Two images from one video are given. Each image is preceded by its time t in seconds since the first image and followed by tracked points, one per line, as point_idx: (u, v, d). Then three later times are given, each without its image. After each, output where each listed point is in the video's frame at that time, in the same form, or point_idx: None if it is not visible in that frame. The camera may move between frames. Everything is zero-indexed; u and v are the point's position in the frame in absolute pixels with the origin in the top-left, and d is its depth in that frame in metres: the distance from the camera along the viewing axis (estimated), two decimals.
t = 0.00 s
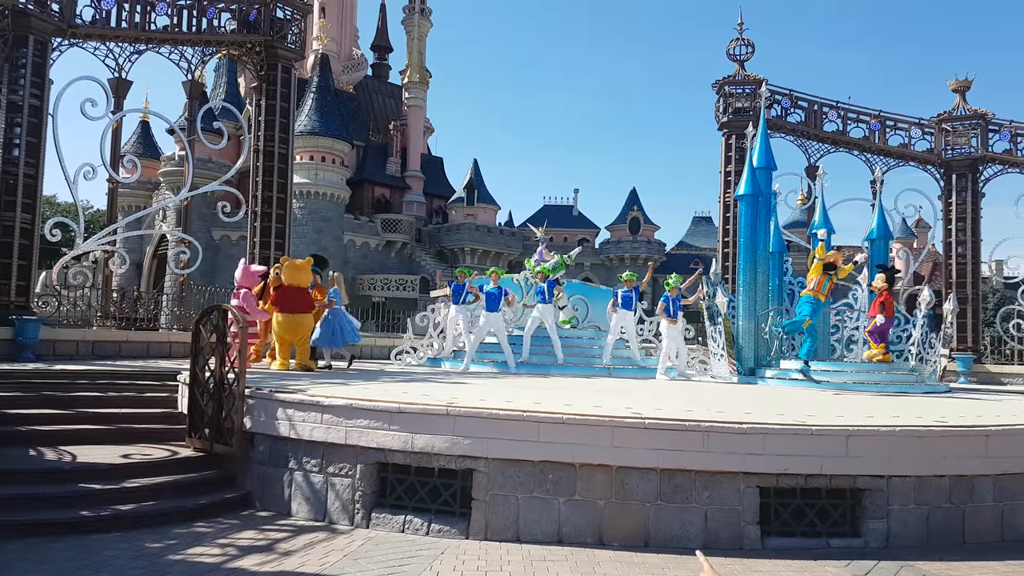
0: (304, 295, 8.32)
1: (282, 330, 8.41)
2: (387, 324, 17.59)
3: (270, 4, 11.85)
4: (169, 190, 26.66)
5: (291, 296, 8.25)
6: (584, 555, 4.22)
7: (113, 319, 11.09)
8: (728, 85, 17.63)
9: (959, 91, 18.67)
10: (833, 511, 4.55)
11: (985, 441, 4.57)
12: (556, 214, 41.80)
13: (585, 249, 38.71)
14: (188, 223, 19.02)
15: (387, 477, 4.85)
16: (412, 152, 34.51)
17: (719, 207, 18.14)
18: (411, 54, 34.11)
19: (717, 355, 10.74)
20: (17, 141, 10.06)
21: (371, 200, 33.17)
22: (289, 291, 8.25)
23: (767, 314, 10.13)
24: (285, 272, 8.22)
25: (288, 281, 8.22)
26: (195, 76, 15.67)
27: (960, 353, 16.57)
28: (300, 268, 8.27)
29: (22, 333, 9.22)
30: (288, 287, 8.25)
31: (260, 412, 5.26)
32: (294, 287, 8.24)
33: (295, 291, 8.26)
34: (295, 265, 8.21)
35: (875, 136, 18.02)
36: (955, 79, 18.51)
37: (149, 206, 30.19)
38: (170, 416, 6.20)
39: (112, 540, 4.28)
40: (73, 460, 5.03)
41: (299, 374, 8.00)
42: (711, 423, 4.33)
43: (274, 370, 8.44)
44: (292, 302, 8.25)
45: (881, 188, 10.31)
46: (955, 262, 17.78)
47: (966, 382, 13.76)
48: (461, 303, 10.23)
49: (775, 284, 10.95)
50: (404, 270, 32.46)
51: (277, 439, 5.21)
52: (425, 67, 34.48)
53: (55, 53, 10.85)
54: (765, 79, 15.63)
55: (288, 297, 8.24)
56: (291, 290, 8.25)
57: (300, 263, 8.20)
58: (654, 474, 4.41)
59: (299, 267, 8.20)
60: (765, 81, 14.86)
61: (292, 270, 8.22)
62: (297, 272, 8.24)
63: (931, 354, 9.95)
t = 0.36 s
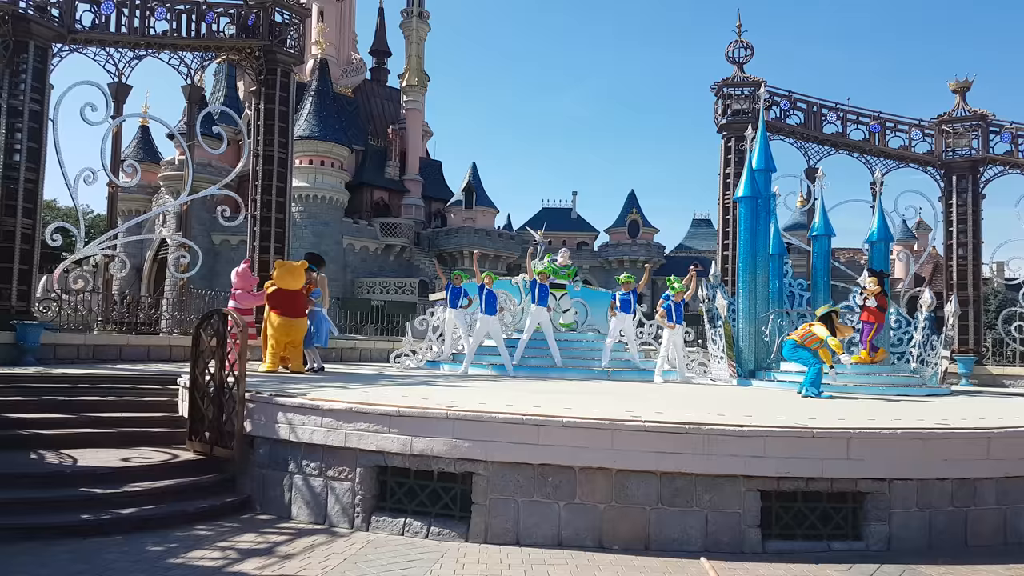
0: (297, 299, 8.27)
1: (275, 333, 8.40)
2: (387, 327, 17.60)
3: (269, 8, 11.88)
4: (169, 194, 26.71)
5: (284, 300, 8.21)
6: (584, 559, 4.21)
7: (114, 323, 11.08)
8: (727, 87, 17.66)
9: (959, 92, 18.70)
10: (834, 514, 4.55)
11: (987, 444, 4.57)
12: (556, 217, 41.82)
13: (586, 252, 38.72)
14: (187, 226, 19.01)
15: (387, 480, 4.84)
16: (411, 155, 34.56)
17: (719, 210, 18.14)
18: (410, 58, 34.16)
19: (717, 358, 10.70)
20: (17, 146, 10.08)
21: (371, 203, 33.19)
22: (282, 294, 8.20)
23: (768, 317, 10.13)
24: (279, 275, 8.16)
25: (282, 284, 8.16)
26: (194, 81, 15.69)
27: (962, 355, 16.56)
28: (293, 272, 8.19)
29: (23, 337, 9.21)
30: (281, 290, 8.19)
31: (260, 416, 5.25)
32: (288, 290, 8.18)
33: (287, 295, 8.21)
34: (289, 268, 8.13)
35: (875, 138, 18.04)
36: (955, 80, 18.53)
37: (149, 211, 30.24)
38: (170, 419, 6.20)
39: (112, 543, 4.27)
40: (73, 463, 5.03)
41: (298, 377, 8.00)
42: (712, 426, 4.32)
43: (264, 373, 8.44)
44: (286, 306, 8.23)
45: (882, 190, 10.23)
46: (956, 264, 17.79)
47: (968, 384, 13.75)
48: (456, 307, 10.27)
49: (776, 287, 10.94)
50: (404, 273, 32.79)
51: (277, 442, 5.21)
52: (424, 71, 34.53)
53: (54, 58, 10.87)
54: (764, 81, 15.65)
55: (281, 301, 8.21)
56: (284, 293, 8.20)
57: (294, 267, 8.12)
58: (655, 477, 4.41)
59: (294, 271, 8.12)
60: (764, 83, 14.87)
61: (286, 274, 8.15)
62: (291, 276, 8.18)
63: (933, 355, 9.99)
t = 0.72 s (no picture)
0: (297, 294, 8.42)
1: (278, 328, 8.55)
2: (395, 323, 17.65)
3: (272, 5, 11.89)
4: (175, 193, 26.81)
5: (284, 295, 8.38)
6: (594, 550, 4.23)
7: (122, 321, 11.13)
8: (733, 77, 17.58)
9: (968, 80, 18.54)
10: (843, 504, 4.55)
11: (997, 433, 4.56)
12: (562, 210, 41.77)
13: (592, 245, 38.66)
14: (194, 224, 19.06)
15: (397, 474, 4.87)
16: (416, 150, 34.58)
17: (726, 201, 18.08)
18: (414, 53, 34.08)
19: (726, 350, 10.70)
20: (23, 146, 10.13)
21: (376, 199, 33.25)
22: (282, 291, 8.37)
23: (776, 309, 10.12)
24: (277, 272, 8.30)
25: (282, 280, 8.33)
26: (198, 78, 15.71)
27: (972, 344, 16.48)
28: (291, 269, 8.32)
29: (33, 337, 9.29)
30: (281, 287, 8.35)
31: (269, 412, 5.29)
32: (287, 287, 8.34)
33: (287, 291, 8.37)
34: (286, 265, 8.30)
35: (883, 127, 17.92)
36: (964, 68, 18.39)
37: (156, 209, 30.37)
38: (181, 416, 6.25)
39: (125, 539, 4.32)
40: (85, 461, 5.08)
41: (306, 373, 8.03)
42: (720, 418, 4.33)
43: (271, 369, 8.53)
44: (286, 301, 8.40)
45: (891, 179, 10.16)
46: (966, 252, 17.68)
47: (978, 373, 13.70)
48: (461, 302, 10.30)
49: (784, 278, 10.91)
50: (411, 269, 33.09)
51: (287, 438, 5.24)
52: (428, 66, 34.47)
53: (58, 58, 10.91)
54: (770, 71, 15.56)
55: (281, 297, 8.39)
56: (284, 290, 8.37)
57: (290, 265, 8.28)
58: (663, 469, 4.42)
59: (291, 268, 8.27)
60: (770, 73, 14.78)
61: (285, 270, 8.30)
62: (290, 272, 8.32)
63: (941, 346, 10.01)
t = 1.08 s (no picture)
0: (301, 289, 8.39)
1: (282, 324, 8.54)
2: (398, 317, 17.65)
3: None
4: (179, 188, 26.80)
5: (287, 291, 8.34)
6: (599, 544, 4.22)
7: (126, 317, 11.13)
8: (737, 70, 17.49)
9: (971, 71, 18.43)
10: (849, 496, 4.52)
11: (1001, 423, 4.54)
12: (565, 204, 41.72)
13: (595, 238, 38.60)
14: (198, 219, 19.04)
15: (402, 469, 4.87)
16: (419, 144, 34.52)
17: (729, 194, 18.01)
18: (416, 46, 33.96)
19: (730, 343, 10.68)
20: (26, 142, 10.12)
21: (379, 193, 33.25)
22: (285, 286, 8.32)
23: (781, 302, 10.07)
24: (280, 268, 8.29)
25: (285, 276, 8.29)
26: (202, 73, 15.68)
27: (976, 336, 16.42)
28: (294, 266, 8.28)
29: (36, 333, 9.29)
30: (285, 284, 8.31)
31: (274, 407, 5.29)
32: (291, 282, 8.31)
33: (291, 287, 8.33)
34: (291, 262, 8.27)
35: (886, 119, 17.84)
36: (967, 59, 18.29)
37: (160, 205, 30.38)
38: (185, 412, 6.25)
39: (130, 536, 4.32)
40: (89, 458, 5.08)
41: (310, 368, 8.03)
42: (725, 410, 4.31)
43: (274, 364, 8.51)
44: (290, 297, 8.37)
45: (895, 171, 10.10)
46: (970, 244, 17.61)
47: (982, 365, 13.66)
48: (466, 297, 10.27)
49: (788, 271, 10.86)
50: (415, 263, 33.02)
51: (292, 433, 5.24)
52: (431, 59, 34.36)
53: (61, 53, 10.88)
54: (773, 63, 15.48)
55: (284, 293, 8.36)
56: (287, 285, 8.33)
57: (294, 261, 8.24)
58: (668, 463, 4.41)
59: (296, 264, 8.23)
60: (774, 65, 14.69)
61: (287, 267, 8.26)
62: (292, 268, 8.28)
63: (946, 336, 9.90)
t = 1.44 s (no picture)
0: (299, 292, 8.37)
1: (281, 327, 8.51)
2: (395, 318, 17.64)
3: (269, 0, 11.82)
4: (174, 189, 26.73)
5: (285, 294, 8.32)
6: (597, 544, 4.22)
7: (122, 319, 11.09)
8: (731, 69, 17.54)
9: (964, 68, 18.49)
10: (845, 493, 4.52)
11: (996, 420, 4.55)
12: (561, 203, 41.73)
13: (591, 237, 38.63)
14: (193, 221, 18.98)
15: (398, 470, 4.86)
16: (415, 144, 34.52)
17: (725, 192, 18.03)
18: (411, 47, 33.93)
19: (727, 341, 10.70)
20: (20, 144, 10.09)
21: (375, 194, 33.20)
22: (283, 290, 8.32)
23: (776, 299, 10.13)
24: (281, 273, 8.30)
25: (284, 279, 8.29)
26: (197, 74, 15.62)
27: (971, 332, 16.46)
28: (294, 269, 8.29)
29: (31, 336, 9.25)
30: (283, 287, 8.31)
31: (270, 409, 5.28)
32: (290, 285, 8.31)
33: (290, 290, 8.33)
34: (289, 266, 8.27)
35: (880, 117, 17.89)
36: (960, 57, 18.34)
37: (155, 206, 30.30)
38: (181, 414, 6.24)
39: (127, 539, 4.31)
40: (85, 461, 5.07)
41: (307, 369, 8.02)
42: (721, 408, 4.31)
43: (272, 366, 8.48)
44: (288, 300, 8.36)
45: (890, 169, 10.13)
46: (964, 240, 17.67)
47: (977, 361, 13.69)
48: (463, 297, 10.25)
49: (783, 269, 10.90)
50: (411, 263, 33.03)
51: (288, 434, 5.23)
52: (426, 59, 34.34)
53: (55, 55, 10.85)
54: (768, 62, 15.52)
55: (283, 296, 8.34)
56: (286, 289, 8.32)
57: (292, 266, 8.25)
58: (665, 461, 4.41)
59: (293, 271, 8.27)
60: (768, 63, 14.71)
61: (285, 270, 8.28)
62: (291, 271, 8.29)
63: (941, 333, 9.92)
